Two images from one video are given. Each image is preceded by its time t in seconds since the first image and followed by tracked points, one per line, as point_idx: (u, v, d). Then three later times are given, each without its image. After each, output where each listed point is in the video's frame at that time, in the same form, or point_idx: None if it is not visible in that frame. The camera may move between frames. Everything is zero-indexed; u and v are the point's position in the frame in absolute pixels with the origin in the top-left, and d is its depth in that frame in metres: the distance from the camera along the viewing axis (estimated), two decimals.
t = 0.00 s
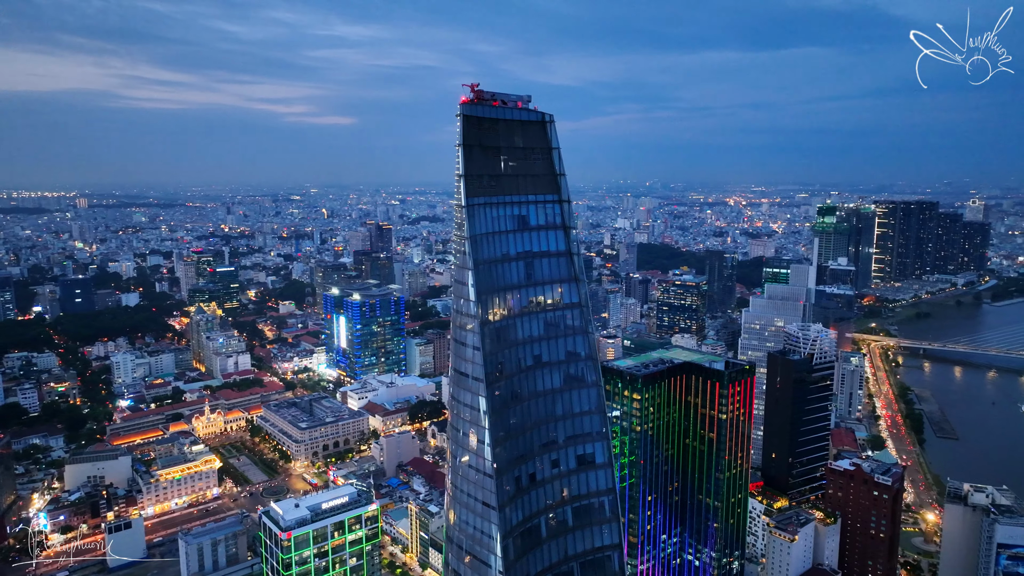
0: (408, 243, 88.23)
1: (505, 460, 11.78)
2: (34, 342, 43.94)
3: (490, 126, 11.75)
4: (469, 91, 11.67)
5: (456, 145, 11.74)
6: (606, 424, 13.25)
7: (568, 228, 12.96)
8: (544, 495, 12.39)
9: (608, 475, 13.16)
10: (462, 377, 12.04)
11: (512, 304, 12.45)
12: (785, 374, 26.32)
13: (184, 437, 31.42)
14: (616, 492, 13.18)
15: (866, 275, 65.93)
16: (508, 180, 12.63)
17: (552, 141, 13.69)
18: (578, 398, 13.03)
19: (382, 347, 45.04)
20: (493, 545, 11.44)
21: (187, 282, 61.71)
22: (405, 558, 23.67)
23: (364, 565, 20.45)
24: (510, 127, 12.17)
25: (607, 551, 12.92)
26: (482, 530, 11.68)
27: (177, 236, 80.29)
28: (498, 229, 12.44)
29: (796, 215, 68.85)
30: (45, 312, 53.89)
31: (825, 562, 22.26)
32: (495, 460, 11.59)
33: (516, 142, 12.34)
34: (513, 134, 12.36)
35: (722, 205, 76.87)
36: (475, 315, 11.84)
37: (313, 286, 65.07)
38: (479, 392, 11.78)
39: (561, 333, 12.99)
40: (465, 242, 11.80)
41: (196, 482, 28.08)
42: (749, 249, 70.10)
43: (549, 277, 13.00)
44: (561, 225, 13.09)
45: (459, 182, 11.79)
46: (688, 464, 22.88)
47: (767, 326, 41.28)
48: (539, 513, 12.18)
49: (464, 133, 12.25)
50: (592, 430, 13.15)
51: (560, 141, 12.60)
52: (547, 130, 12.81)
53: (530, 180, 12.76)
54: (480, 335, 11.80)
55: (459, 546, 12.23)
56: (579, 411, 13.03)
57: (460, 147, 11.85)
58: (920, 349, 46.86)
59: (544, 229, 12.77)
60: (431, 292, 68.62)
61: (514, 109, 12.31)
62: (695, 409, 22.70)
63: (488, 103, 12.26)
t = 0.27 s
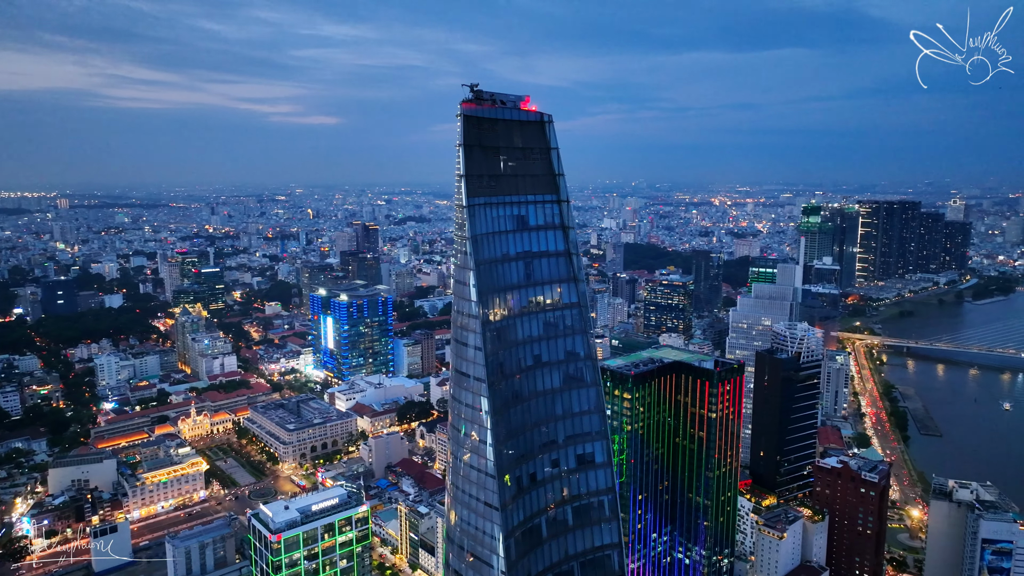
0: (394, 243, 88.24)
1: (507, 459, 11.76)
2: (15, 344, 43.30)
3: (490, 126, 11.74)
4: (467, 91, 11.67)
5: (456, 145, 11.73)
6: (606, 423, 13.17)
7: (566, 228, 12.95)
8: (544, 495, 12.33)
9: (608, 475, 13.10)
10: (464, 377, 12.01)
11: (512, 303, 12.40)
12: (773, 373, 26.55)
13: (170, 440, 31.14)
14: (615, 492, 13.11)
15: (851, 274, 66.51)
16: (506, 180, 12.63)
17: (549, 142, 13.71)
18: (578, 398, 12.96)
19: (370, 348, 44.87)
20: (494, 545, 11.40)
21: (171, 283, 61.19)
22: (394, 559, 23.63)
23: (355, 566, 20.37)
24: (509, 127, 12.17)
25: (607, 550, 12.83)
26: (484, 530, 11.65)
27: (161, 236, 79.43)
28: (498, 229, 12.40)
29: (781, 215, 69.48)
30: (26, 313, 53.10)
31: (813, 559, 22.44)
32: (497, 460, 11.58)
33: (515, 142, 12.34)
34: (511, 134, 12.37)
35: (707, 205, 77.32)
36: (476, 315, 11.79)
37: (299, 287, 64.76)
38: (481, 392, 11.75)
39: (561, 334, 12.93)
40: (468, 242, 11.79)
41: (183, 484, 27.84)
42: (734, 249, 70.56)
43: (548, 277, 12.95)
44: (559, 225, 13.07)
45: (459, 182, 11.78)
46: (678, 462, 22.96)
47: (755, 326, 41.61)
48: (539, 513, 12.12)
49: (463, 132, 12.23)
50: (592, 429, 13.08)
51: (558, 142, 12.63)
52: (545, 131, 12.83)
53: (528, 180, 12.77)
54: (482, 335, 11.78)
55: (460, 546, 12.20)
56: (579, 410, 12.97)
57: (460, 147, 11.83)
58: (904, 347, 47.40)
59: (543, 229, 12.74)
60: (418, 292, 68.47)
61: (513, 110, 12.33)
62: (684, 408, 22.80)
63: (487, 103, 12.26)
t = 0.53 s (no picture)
0: (381, 244, 88.31)
1: (508, 459, 11.75)
2: None
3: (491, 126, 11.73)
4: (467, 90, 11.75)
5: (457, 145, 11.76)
6: (606, 423, 13.10)
7: (565, 228, 12.90)
8: (544, 495, 12.29)
9: (607, 474, 13.04)
10: (465, 378, 11.98)
11: (512, 303, 12.33)
12: (761, 372, 26.70)
13: (156, 443, 30.86)
14: (615, 491, 13.05)
15: (835, 273, 67.12)
16: (506, 181, 12.63)
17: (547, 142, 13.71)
18: (577, 397, 12.90)
19: (357, 349, 44.69)
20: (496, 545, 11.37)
21: (156, 285, 60.62)
22: (384, 561, 23.56)
23: (345, 568, 20.32)
24: (509, 128, 12.18)
25: (607, 549, 12.78)
26: (485, 530, 11.62)
27: (144, 237, 78.64)
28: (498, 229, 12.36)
29: (766, 214, 70.11)
30: (7, 316, 52.38)
31: (801, 556, 22.57)
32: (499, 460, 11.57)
33: (514, 142, 12.36)
34: (510, 135, 12.40)
35: (693, 204, 77.76)
36: (477, 315, 11.78)
37: (286, 288, 64.42)
38: (483, 392, 11.72)
39: (560, 333, 12.85)
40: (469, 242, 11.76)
41: (169, 487, 27.57)
42: (720, 249, 71.02)
43: (548, 278, 12.88)
44: (558, 225, 13.01)
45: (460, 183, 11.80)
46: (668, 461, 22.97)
47: (742, 325, 42.07)
48: (539, 513, 12.08)
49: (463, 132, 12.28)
50: (591, 429, 13.00)
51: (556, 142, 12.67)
52: (544, 130, 12.83)
53: (527, 181, 12.74)
54: (483, 335, 11.75)
55: (462, 546, 12.20)
56: (578, 410, 12.90)
57: (460, 146, 11.85)
58: (888, 345, 47.87)
59: (543, 229, 12.69)
60: (405, 292, 68.33)
61: (512, 111, 12.35)
62: (675, 407, 22.78)
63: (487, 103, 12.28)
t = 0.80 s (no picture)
0: (368, 245, 88.24)
1: (511, 459, 11.69)
2: None
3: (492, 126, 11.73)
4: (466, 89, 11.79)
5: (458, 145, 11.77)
6: (604, 422, 13.10)
7: (564, 228, 12.85)
8: (545, 494, 12.26)
9: (607, 472, 13.04)
10: (467, 377, 11.96)
11: (512, 303, 12.28)
12: (750, 370, 26.87)
13: (142, 445, 30.56)
14: (614, 489, 13.05)
15: (819, 273, 67.77)
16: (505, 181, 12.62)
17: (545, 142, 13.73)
18: (576, 397, 12.87)
19: (344, 349, 44.49)
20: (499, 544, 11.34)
21: (139, 286, 60.00)
22: (374, 562, 23.49)
23: (335, 569, 20.23)
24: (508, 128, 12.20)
25: (606, 548, 12.79)
26: (488, 530, 11.59)
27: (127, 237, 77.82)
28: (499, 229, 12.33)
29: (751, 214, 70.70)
30: None
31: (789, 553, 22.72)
32: (501, 459, 11.52)
33: (513, 143, 12.37)
34: (509, 135, 12.42)
35: (679, 204, 78.17)
36: (479, 315, 11.76)
37: (272, 288, 64.02)
38: (485, 392, 11.69)
39: (559, 333, 12.81)
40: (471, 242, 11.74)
41: (155, 490, 27.29)
42: (706, 248, 71.51)
43: (547, 278, 12.84)
44: (557, 225, 12.97)
45: (461, 183, 11.81)
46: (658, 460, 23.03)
47: (730, 324, 42.60)
48: (541, 513, 12.04)
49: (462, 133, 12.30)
50: (590, 428, 12.99)
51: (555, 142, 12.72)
52: (543, 130, 12.83)
53: (525, 181, 12.69)
54: (485, 335, 11.74)
55: (462, 547, 12.13)
56: (578, 409, 12.87)
57: (459, 146, 11.87)
58: (872, 344, 48.36)
59: (542, 229, 12.66)
60: (392, 292, 68.21)
61: (511, 110, 12.36)
62: (665, 406, 22.94)
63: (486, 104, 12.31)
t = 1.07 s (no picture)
0: (354, 245, 88.00)
1: (513, 459, 11.69)
2: None
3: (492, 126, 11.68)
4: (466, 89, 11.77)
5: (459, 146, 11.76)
6: (604, 421, 13.08)
7: (564, 228, 12.80)
8: (545, 494, 12.25)
9: (606, 472, 13.02)
10: (468, 377, 11.96)
11: (512, 303, 12.24)
12: (738, 369, 27.00)
13: (127, 448, 30.23)
14: (613, 489, 13.04)
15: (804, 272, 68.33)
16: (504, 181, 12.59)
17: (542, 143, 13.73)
18: (576, 397, 12.83)
19: (332, 350, 44.30)
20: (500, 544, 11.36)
21: (123, 287, 59.38)
22: (363, 564, 23.42)
23: (325, 571, 20.14)
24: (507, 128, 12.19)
25: (606, 547, 12.80)
26: (489, 530, 11.60)
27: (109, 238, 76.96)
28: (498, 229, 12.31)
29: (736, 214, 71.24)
30: None
31: (778, 551, 22.88)
32: (503, 459, 11.51)
33: (512, 142, 12.36)
34: (508, 135, 12.40)
35: (664, 203, 78.54)
36: (480, 315, 11.75)
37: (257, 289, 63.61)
38: (486, 393, 11.70)
39: (558, 333, 12.77)
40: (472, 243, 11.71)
41: (141, 493, 26.98)
42: (692, 248, 71.93)
43: (546, 277, 12.79)
44: (556, 225, 12.91)
45: (462, 183, 11.80)
46: (648, 459, 23.06)
47: (717, 323, 43.00)
48: (541, 513, 12.03)
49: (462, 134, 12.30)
50: (590, 428, 12.97)
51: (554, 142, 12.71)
52: (542, 130, 12.81)
53: (525, 181, 12.65)
54: (486, 335, 11.73)
55: (462, 547, 12.12)
56: (577, 409, 12.84)
57: (459, 146, 11.87)
58: (856, 342, 48.84)
59: (541, 229, 12.62)
60: (379, 292, 68.06)
61: (510, 110, 12.35)
62: (654, 405, 22.98)
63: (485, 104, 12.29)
